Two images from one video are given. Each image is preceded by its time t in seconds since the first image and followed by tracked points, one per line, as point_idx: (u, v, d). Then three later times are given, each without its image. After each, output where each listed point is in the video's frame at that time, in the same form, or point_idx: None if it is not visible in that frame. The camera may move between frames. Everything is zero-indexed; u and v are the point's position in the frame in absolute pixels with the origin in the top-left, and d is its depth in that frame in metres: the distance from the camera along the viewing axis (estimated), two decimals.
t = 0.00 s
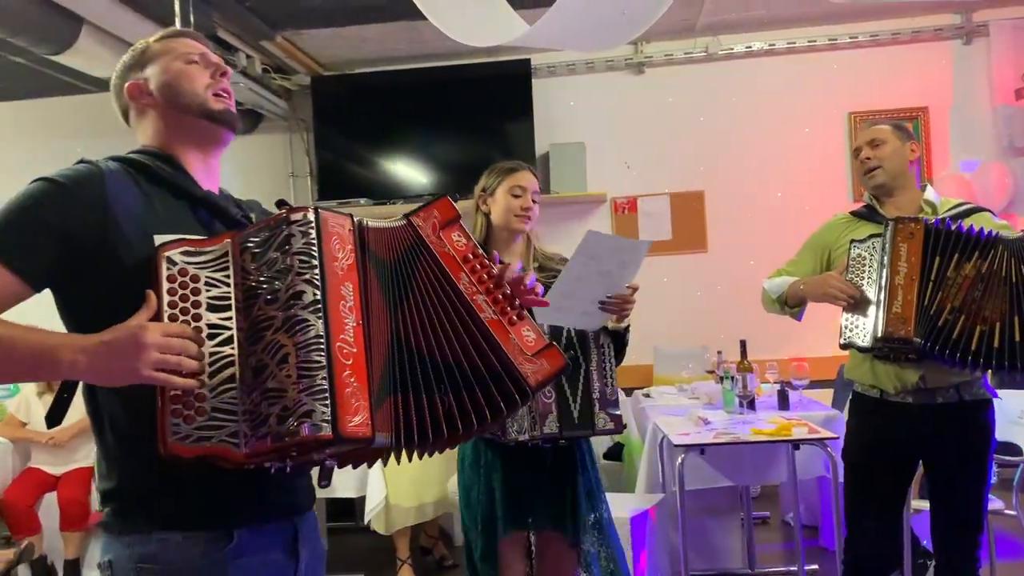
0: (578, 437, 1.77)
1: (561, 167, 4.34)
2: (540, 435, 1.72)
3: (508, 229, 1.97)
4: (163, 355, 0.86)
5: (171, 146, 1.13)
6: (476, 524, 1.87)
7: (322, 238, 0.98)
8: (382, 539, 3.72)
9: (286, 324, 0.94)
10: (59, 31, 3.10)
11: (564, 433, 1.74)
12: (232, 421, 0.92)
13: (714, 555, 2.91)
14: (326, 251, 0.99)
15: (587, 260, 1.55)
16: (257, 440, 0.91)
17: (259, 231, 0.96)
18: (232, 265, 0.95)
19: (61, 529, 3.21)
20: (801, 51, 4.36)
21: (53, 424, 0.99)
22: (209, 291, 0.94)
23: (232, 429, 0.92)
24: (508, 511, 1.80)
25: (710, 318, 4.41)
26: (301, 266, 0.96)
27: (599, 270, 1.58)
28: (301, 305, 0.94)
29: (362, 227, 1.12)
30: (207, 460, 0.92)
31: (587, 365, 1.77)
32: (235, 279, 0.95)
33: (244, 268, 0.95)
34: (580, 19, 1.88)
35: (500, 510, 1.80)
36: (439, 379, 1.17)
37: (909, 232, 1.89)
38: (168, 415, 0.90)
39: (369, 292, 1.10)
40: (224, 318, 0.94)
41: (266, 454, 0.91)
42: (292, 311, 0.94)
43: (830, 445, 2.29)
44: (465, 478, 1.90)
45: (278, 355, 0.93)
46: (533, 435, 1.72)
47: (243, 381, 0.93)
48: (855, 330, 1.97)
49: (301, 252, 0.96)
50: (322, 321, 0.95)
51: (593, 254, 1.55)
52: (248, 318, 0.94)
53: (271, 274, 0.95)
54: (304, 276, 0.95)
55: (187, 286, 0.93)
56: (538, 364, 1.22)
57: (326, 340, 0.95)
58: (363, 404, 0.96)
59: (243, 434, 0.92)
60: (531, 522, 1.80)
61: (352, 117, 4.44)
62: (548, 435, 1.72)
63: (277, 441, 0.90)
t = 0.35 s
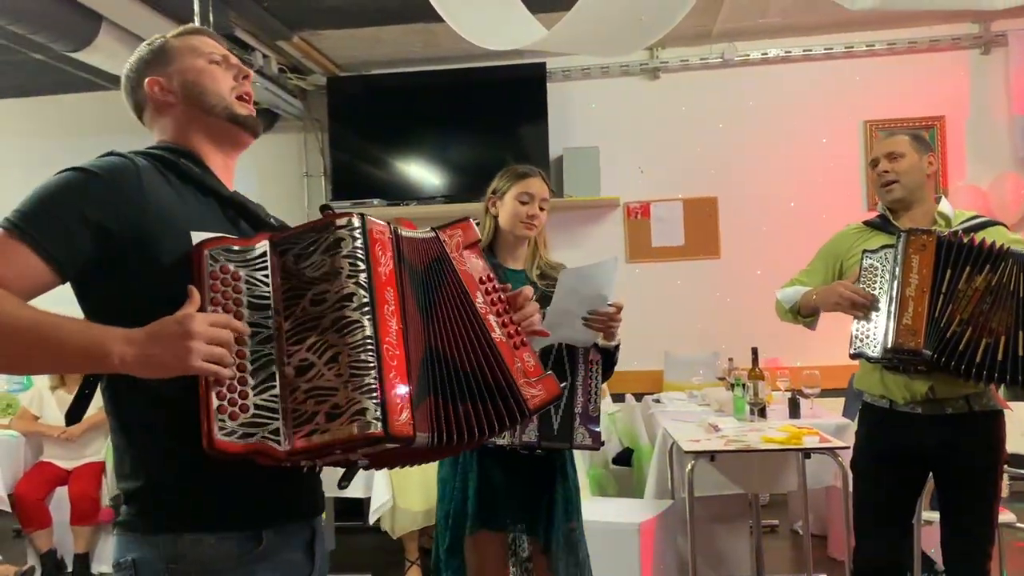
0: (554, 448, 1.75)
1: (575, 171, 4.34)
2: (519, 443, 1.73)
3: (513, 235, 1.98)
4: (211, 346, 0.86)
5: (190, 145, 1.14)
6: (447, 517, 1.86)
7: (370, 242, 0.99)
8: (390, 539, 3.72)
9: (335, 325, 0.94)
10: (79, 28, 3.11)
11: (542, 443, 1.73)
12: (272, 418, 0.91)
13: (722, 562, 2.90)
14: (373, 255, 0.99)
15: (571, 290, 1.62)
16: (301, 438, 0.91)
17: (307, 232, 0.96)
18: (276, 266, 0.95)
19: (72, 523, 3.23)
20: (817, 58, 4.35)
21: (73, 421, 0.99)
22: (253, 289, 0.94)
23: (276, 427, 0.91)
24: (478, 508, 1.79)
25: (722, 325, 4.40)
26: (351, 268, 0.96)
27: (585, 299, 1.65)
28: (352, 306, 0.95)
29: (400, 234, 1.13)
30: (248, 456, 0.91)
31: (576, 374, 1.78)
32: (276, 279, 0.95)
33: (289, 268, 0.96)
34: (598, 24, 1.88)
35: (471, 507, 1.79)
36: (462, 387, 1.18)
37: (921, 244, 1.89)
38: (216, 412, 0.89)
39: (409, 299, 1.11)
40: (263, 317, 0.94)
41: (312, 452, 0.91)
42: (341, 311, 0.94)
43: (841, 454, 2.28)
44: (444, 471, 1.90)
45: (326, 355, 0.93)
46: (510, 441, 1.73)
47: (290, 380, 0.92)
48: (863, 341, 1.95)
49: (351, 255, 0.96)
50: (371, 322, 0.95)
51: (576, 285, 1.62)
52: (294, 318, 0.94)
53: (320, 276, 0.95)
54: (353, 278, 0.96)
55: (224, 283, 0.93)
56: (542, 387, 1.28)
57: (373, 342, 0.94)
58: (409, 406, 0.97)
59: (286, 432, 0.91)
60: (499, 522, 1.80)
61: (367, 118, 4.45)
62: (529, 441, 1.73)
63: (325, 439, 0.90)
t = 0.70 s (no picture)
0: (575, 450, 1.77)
1: (580, 173, 4.35)
2: (544, 445, 1.75)
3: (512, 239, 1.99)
4: (248, 356, 0.82)
5: (162, 128, 1.04)
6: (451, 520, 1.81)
7: (386, 241, 1.00)
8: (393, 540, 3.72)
9: (362, 328, 0.96)
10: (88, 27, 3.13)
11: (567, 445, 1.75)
12: (302, 426, 0.91)
13: (726, 566, 2.90)
14: (390, 255, 1.00)
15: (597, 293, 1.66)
16: (333, 444, 0.91)
17: (323, 232, 0.96)
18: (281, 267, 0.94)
19: (75, 520, 3.24)
20: (824, 63, 4.35)
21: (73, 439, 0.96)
22: (263, 293, 0.93)
23: (301, 435, 0.91)
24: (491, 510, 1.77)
25: (727, 328, 4.39)
26: (373, 269, 0.97)
27: (608, 298, 1.69)
28: (378, 308, 0.96)
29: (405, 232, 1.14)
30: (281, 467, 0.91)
31: (591, 373, 1.82)
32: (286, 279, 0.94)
33: (297, 269, 0.94)
34: (605, 27, 1.89)
35: (482, 509, 1.76)
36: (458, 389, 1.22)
37: (922, 252, 1.89)
38: (247, 425, 0.88)
39: (418, 301, 1.12)
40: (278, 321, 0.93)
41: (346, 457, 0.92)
42: (367, 314, 0.96)
43: (845, 459, 2.28)
44: (449, 473, 1.86)
45: (354, 360, 0.95)
46: (533, 444, 1.75)
47: (314, 384, 0.92)
48: (866, 348, 1.95)
49: (372, 256, 0.97)
50: (396, 324, 0.97)
51: (602, 288, 1.66)
52: (309, 321, 0.94)
53: (340, 277, 0.96)
54: (374, 279, 0.97)
55: (235, 285, 0.91)
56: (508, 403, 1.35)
57: (400, 344, 0.97)
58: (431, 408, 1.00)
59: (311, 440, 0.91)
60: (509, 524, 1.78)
61: (374, 119, 4.46)
62: (555, 443, 1.75)
63: (361, 443, 0.92)
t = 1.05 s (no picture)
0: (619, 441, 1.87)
1: (584, 176, 4.35)
2: (595, 441, 1.79)
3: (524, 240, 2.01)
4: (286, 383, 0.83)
5: (133, 113, 0.96)
6: (499, 530, 1.83)
7: (386, 247, 1.00)
8: (396, 542, 3.73)
9: (367, 340, 0.96)
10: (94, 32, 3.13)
11: (618, 437, 1.84)
12: (303, 442, 0.92)
13: (731, 569, 2.90)
14: (390, 263, 1.00)
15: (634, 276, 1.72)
16: (338, 460, 0.93)
17: (323, 239, 0.95)
18: (280, 276, 0.94)
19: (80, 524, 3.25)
20: (828, 66, 4.35)
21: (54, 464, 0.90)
22: (264, 302, 0.92)
23: (306, 452, 0.92)
24: (546, 513, 1.83)
25: (730, 332, 4.39)
26: (375, 279, 0.97)
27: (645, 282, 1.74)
28: (382, 319, 0.97)
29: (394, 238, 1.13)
30: (290, 487, 0.92)
31: (627, 360, 1.87)
32: (285, 289, 0.93)
33: (296, 279, 0.94)
34: (609, 30, 1.89)
35: (535, 509, 1.81)
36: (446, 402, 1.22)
37: (923, 256, 1.89)
38: (257, 445, 0.90)
39: (412, 309, 1.13)
40: (278, 331, 0.93)
41: (351, 471, 0.94)
42: (371, 326, 0.97)
43: (849, 462, 2.27)
44: (485, 485, 1.85)
45: (358, 373, 0.95)
46: (584, 441, 1.79)
47: (317, 399, 0.93)
48: (869, 351, 1.93)
49: (375, 265, 0.98)
50: (398, 335, 0.98)
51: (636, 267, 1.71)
52: (310, 332, 0.94)
53: (343, 286, 0.96)
54: (376, 288, 0.97)
55: (241, 297, 0.91)
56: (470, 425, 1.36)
57: (403, 356, 0.98)
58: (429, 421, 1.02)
59: (316, 456, 0.92)
60: (560, 522, 1.86)
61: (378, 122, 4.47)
62: (606, 437, 1.81)
63: (366, 458, 0.94)
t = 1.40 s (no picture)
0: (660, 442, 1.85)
1: (586, 182, 4.36)
2: (640, 446, 1.77)
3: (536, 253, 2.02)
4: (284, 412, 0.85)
5: (118, 112, 0.95)
6: (553, 550, 1.81)
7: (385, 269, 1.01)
8: (398, 548, 3.73)
9: (364, 360, 0.96)
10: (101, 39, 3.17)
11: (660, 439, 1.82)
12: (296, 463, 0.93)
13: None
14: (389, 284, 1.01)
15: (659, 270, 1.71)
16: (331, 481, 0.94)
17: (324, 258, 0.97)
18: (280, 291, 0.95)
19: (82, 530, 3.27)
20: (830, 73, 4.36)
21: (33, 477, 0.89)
22: (266, 317, 0.94)
23: (299, 473, 0.93)
24: (598, 527, 1.82)
25: (732, 338, 4.39)
26: (373, 300, 0.98)
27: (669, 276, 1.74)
28: (380, 340, 0.97)
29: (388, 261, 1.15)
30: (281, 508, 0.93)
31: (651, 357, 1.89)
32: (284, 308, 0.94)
33: (296, 295, 0.95)
34: (611, 38, 1.89)
35: (587, 518, 1.81)
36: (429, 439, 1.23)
37: (938, 268, 1.88)
38: (258, 466, 0.92)
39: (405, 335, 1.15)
40: (275, 349, 0.93)
41: (343, 493, 0.94)
42: (369, 347, 0.97)
43: (852, 470, 2.27)
44: (531, 505, 1.84)
45: (355, 394, 0.96)
46: (629, 446, 1.77)
47: (311, 419, 0.93)
48: (872, 355, 1.95)
49: (375, 286, 0.99)
50: (395, 358, 0.99)
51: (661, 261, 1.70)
52: (308, 350, 0.95)
53: (344, 306, 0.97)
54: (375, 310, 0.98)
55: (250, 312, 0.94)
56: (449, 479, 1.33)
57: (398, 380, 0.99)
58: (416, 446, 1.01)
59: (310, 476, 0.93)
60: (613, 535, 1.85)
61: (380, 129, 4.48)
62: (648, 442, 1.79)
63: (358, 480, 0.95)
